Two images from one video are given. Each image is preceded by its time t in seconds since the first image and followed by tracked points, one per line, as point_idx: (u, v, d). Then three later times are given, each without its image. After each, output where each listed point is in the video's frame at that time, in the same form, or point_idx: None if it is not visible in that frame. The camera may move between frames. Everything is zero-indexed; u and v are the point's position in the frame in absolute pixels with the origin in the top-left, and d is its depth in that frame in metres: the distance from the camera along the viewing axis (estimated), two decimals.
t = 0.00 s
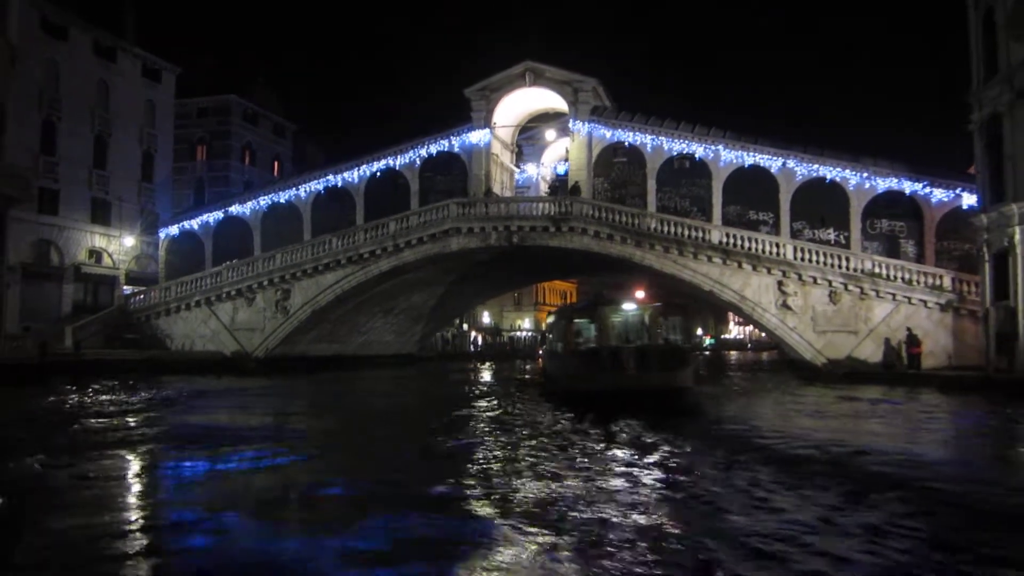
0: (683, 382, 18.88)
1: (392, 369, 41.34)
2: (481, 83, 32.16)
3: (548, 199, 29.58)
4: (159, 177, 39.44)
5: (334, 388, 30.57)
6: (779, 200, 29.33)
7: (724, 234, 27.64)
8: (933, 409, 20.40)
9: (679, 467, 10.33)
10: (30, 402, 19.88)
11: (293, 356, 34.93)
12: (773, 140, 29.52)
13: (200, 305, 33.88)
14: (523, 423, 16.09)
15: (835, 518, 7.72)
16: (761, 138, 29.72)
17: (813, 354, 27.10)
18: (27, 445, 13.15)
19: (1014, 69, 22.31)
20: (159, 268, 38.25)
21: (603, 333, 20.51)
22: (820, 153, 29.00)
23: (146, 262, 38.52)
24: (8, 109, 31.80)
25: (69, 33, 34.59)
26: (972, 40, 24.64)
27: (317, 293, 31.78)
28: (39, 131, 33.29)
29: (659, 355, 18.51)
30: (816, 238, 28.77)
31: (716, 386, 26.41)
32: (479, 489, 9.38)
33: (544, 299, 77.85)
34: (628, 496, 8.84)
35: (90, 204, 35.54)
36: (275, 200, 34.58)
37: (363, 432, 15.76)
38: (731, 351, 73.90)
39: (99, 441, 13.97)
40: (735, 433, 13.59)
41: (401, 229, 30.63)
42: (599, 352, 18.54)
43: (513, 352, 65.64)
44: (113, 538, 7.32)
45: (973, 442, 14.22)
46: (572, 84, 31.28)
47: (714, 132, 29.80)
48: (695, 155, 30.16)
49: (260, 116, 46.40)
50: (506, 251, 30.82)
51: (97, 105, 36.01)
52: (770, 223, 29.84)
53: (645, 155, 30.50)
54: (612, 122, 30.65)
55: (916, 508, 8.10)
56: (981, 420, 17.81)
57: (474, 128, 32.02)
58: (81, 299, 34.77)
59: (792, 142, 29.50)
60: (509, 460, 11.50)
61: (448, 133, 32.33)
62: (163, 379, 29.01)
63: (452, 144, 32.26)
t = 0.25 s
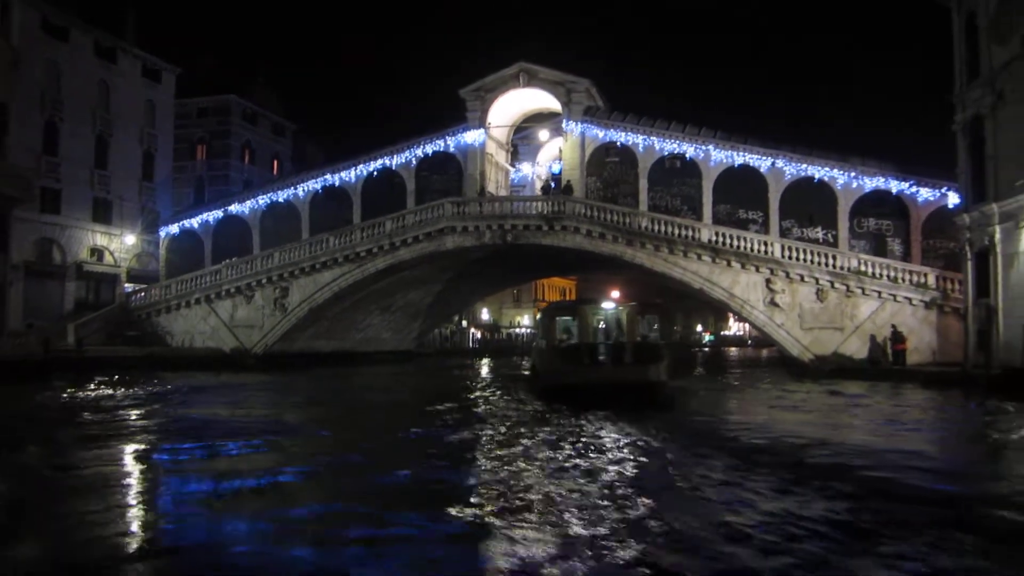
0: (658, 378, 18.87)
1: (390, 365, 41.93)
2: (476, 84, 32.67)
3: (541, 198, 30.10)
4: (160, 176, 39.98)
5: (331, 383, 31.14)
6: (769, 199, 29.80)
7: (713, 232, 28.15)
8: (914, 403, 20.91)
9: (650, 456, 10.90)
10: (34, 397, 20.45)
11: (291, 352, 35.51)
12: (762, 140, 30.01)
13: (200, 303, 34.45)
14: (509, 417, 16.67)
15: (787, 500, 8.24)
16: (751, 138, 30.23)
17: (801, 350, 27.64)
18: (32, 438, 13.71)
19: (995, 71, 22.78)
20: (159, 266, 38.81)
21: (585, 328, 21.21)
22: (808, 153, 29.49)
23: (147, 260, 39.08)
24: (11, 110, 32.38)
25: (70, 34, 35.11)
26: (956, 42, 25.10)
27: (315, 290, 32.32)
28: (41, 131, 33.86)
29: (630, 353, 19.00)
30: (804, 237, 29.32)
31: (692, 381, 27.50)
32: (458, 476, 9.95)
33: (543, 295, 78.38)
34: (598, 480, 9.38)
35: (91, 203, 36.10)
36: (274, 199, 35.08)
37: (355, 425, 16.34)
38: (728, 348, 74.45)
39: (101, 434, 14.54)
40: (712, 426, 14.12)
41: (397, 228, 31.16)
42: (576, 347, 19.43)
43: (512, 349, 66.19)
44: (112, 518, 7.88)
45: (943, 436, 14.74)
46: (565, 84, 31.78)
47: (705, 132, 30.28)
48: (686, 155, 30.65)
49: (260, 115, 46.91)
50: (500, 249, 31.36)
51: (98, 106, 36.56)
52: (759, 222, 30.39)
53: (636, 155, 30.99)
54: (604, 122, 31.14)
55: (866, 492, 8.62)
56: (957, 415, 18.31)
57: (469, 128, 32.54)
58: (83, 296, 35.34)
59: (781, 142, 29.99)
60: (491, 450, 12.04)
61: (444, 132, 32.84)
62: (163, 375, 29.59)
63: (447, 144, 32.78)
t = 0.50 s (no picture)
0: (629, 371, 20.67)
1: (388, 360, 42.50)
2: (471, 84, 33.16)
3: (535, 196, 30.59)
4: (161, 174, 40.53)
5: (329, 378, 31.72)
6: (759, 197, 30.25)
7: (703, 230, 28.64)
8: (895, 398, 21.36)
9: (623, 446, 11.42)
10: (38, 390, 21.05)
11: (290, 347, 36.08)
12: (753, 139, 30.47)
13: (200, 299, 35.01)
14: (497, 409, 17.23)
15: (745, 486, 8.72)
16: (742, 137, 30.69)
17: (789, 346, 28.15)
18: (35, 429, 14.26)
19: (978, 72, 23.19)
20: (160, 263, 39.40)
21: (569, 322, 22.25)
22: (798, 152, 29.96)
23: (148, 257, 39.66)
24: (14, 109, 32.92)
25: (72, 35, 35.64)
26: (941, 43, 25.49)
27: (313, 287, 32.86)
28: (44, 130, 34.40)
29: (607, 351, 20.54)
30: (794, 234, 29.81)
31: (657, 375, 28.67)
32: (439, 463, 10.49)
33: (543, 291, 78.94)
34: (570, 468, 9.90)
35: (94, 200, 36.66)
36: (273, 197, 35.58)
37: (348, 417, 16.89)
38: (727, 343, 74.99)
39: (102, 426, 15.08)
40: (691, 420, 14.60)
41: (394, 226, 31.68)
42: (558, 340, 20.65)
43: (511, 344, 66.78)
44: (109, 501, 8.41)
45: (915, 430, 15.20)
46: (560, 84, 32.26)
47: (696, 131, 30.74)
48: (678, 154, 31.13)
49: (260, 113, 47.41)
50: (495, 246, 31.87)
51: (100, 105, 37.12)
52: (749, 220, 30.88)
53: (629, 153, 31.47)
54: (597, 121, 31.63)
55: (820, 479, 9.08)
56: (935, 409, 18.75)
57: (464, 127, 33.02)
58: (85, 293, 35.93)
59: (771, 140, 30.45)
60: (474, 441, 12.58)
61: (440, 131, 33.32)
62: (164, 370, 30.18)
63: (443, 143, 33.27)
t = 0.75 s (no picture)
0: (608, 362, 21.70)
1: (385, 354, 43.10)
2: (466, 83, 33.65)
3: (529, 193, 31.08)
4: (161, 171, 41.06)
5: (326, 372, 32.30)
6: (749, 194, 30.71)
7: (693, 227, 29.13)
8: (878, 391, 21.86)
9: (600, 436, 11.96)
10: (41, 384, 21.65)
11: (289, 342, 36.65)
12: (743, 137, 30.93)
13: (200, 295, 35.58)
14: (485, 401, 17.78)
15: (709, 472, 9.23)
16: (732, 136, 31.16)
17: (777, 340, 28.72)
18: (39, 421, 14.81)
19: (960, 73, 23.61)
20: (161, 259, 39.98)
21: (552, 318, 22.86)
22: (787, 150, 30.43)
23: (149, 253, 40.23)
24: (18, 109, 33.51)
25: (73, 35, 36.16)
26: (925, 43, 25.91)
27: (310, 283, 33.40)
28: (46, 129, 34.99)
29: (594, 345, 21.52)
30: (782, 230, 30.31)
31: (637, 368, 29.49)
32: (422, 452, 11.04)
33: (542, 286, 79.50)
34: (546, 455, 10.45)
35: (95, 198, 37.21)
36: (271, 194, 36.10)
37: (339, 409, 17.46)
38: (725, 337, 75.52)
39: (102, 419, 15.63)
40: (671, 414, 15.12)
41: (390, 223, 32.19)
42: (542, 335, 21.45)
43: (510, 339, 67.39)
44: (107, 486, 8.93)
45: (891, 423, 15.70)
46: (553, 83, 32.74)
47: (687, 130, 31.21)
48: (669, 152, 31.60)
49: (259, 110, 47.90)
50: (489, 242, 32.39)
51: (101, 104, 37.65)
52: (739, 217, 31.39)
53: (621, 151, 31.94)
54: (590, 120, 32.10)
55: (781, 466, 9.59)
56: (914, 402, 19.23)
57: (459, 125, 33.52)
58: (87, 289, 36.50)
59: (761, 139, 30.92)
60: (459, 432, 13.13)
61: (435, 130, 33.82)
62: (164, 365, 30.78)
63: (439, 141, 33.77)
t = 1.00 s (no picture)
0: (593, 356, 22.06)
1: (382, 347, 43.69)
2: (460, 80, 34.13)
3: (521, 189, 31.58)
4: (159, 167, 41.56)
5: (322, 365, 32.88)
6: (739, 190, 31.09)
7: (682, 222, 29.63)
8: (859, 383, 22.38)
9: (577, 425, 12.50)
10: (42, 376, 22.22)
11: (286, 335, 37.22)
12: (732, 134, 31.41)
13: (198, 289, 36.12)
14: (472, 392, 18.34)
15: (673, 456, 9.76)
16: (721, 132, 31.64)
17: (764, 333, 29.26)
18: (40, 411, 15.36)
19: (941, 71, 24.05)
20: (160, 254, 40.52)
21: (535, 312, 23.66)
22: (775, 146, 30.93)
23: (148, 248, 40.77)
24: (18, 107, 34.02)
25: (72, 33, 36.62)
26: (909, 42, 26.32)
27: (307, 278, 33.94)
28: (46, 127, 35.50)
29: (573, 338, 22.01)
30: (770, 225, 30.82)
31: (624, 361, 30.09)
32: (404, 440, 11.58)
33: (539, 280, 80.11)
34: (522, 443, 10.98)
35: (94, 194, 37.72)
36: (268, 190, 36.57)
37: (330, 400, 18.01)
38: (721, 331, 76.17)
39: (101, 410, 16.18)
40: (649, 405, 15.67)
41: (384, 218, 32.70)
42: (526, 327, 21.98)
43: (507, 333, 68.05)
44: (102, 471, 9.46)
45: (866, 414, 16.20)
46: (545, 80, 33.21)
47: (677, 126, 31.68)
48: (659, 148, 32.09)
49: (257, 106, 48.36)
50: (482, 238, 32.91)
51: (100, 101, 38.14)
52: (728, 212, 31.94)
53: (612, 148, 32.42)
54: (581, 116, 32.58)
55: (742, 451, 10.12)
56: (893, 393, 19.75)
57: (453, 122, 34.02)
58: (86, 283, 37.04)
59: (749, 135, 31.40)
60: (442, 421, 13.68)
61: (429, 126, 34.29)
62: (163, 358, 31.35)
63: (433, 137, 34.26)
